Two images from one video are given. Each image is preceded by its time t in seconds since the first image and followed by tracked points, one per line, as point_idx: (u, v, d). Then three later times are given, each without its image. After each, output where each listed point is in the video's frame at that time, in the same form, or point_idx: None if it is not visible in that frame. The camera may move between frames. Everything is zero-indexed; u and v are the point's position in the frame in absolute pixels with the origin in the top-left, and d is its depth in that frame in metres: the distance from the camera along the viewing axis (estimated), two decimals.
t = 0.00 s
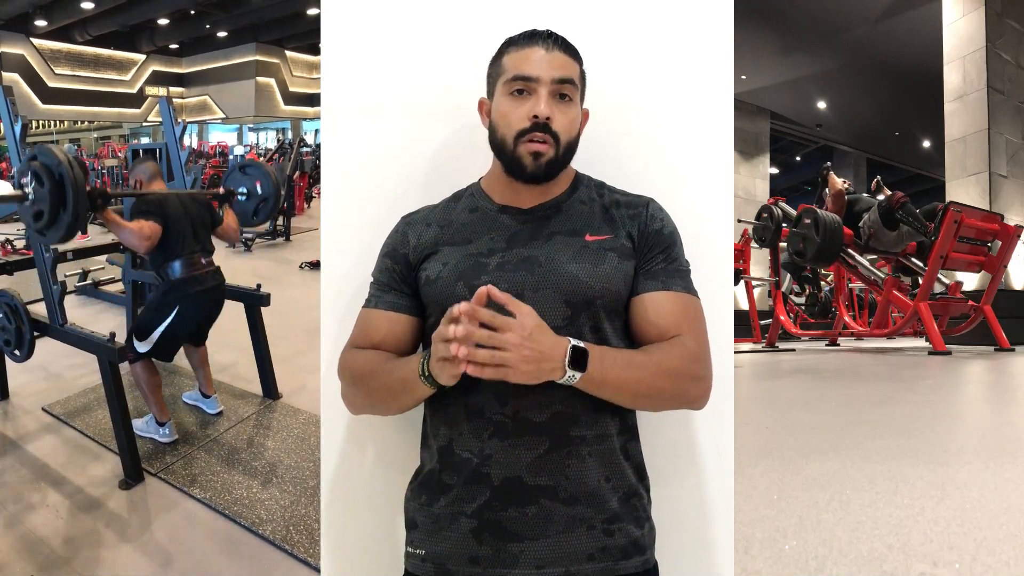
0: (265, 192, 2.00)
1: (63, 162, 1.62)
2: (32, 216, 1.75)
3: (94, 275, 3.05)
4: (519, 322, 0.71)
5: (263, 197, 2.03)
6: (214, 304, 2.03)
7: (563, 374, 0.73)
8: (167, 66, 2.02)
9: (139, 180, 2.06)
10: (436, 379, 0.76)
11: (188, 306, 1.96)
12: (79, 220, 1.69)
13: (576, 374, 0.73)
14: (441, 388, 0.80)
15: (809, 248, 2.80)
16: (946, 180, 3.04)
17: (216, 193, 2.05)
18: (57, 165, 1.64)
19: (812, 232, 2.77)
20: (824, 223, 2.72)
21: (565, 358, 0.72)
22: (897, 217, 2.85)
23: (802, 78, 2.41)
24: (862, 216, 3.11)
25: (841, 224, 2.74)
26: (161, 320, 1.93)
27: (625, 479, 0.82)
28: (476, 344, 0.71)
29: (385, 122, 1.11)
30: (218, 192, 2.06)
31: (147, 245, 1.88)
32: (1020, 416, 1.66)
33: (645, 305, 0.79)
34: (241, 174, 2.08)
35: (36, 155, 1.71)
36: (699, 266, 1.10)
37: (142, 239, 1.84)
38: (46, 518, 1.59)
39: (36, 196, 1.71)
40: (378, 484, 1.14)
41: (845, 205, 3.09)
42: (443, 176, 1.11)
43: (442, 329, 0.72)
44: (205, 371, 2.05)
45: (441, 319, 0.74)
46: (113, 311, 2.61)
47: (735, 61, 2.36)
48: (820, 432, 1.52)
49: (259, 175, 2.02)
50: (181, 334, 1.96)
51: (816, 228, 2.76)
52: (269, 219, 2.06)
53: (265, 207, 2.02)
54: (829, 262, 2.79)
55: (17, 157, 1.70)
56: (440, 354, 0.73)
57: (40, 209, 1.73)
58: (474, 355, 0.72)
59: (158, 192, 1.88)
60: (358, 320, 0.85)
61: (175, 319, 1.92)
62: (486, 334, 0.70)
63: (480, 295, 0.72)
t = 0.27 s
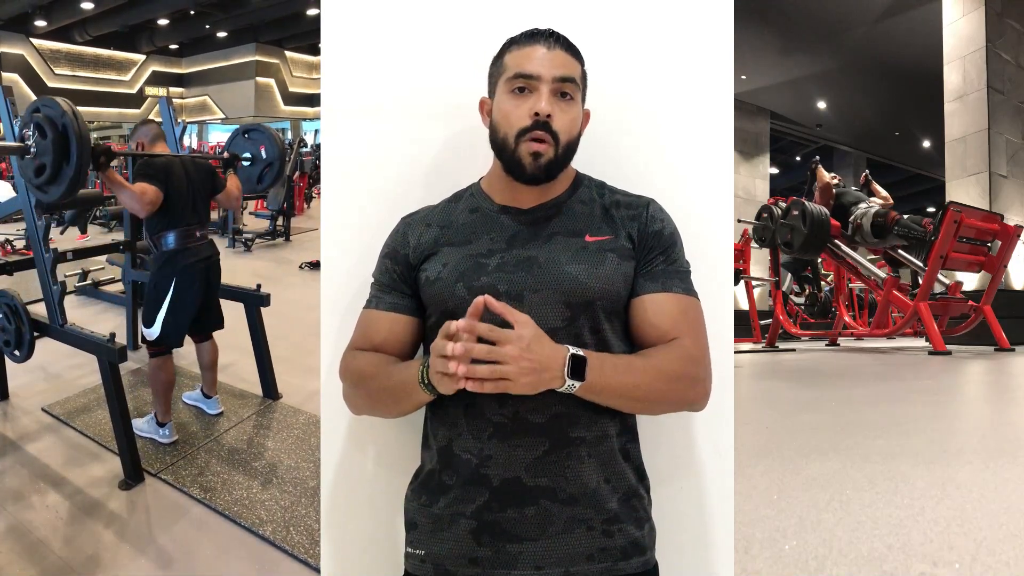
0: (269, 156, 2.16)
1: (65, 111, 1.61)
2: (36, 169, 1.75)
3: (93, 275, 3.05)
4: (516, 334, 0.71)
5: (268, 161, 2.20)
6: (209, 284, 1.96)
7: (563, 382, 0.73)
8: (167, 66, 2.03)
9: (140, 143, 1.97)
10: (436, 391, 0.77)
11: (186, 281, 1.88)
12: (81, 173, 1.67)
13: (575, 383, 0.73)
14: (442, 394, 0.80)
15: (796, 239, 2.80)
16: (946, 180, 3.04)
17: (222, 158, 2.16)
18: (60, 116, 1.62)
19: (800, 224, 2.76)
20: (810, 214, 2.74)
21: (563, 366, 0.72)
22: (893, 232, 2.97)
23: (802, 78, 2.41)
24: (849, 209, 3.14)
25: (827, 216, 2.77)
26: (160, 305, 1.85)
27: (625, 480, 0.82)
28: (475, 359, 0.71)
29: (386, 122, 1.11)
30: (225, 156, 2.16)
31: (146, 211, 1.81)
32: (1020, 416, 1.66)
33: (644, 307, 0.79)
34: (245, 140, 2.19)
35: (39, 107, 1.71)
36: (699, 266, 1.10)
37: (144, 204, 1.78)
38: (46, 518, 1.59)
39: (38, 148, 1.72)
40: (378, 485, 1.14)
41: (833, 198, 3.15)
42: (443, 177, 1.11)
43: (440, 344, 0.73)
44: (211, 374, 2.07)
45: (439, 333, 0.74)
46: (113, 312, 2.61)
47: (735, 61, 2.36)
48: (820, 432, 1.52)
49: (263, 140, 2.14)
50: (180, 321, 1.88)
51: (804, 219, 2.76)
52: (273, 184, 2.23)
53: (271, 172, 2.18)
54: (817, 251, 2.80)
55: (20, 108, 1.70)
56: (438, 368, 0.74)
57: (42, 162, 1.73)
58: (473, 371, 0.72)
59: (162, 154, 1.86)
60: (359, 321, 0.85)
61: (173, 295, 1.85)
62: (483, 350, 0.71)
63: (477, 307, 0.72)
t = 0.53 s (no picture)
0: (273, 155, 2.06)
1: (70, 118, 1.59)
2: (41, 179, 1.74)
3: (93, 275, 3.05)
4: (521, 332, 0.71)
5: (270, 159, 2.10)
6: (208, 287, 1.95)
7: (566, 382, 0.73)
8: (166, 65, 2.05)
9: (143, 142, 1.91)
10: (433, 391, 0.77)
11: (184, 280, 1.87)
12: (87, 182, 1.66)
13: (578, 384, 0.73)
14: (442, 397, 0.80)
15: (797, 239, 2.79)
16: (946, 180, 3.04)
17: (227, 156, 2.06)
18: (66, 123, 1.62)
19: (801, 225, 2.73)
20: (811, 215, 2.72)
21: (567, 366, 0.72)
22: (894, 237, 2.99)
23: (802, 78, 2.40)
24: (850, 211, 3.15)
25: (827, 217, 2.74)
26: (159, 304, 1.85)
27: (625, 480, 0.82)
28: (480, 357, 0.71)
29: (386, 122, 1.11)
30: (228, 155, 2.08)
31: (151, 213, 1.80)
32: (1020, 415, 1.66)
33: (645, 308, 0.79)
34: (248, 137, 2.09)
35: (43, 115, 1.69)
36: (699, 266, 1.10)
37: (148, 207, 1.77)
38: (46, 517, 1.59)
39: (43, 156, 1.70)
40: (377, 485, 1.14)
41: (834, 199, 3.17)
42: (442, 176, 1.11)
43: (445, 341, 0.73)
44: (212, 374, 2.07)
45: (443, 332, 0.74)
46: (112, 311, 2.61)
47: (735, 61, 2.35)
48: (820, 432, 1.52)
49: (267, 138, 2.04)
50: (178, 320, 1.87)
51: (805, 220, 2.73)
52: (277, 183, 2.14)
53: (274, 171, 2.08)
54: (819, 251, 2.76)
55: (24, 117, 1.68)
56: (442, 366, 0.73)
57: (47, 169, 1.72)
58: (477, 369, 0.72)
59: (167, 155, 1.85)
60: (359, 322, 0.84)
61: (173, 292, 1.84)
62: (489, 347, 0.71)
63: (482, 306, 0.73)
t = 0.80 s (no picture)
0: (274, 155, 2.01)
1: (70, 122, 1.57)
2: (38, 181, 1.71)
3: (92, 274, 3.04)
4: (533, 341, 0.70)
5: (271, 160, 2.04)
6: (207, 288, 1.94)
7: (578, 388, 0.73)
8: (165, 65, 2.20)
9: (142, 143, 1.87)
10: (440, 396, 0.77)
11: (184, 280, 1.86)
12: (88, 185, 1.64)
13: (590, 391, 0.73)
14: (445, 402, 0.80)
15: (796, 239, 2.79)
16: (946, 180, 3.04)
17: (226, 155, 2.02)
18: (66, 126, 1.59)
19: (800, 225, 2.73)
20: (812, 215, 2.72)
21: (579, 372, 0.72)
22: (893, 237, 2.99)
23: (802, 78, 2.41)
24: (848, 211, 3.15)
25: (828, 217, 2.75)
26: (157, 305, 1.84)
27: (625, 481, 0.82)
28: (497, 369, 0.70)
29: (386, 122, 1.11)
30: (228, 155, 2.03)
31: (152, 214, 1.78)
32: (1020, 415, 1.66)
33: (649, 310, 0.79)
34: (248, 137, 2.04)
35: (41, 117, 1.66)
36: (699, 266, 1.10)
37: (150, 208, 1.76)
38: (44, 517, 1.59)
39: (43, 160, 1.66)
40: (376, 487, 1.14)
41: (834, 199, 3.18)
42: (442, 176, 1.10)
43: (456, 353, 0.72)
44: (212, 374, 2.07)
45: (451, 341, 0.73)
46: (110, 311, 2.60)
47: (735, 61, 2.36)
48: (819, 433, 1.52)
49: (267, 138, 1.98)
50: (178, 320, 1.86)
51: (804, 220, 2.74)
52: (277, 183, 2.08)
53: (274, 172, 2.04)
54: (819, 251, 2.76)
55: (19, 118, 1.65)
56: (453, 377, 0.73)
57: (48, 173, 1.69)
58: (493, 380, 0.71)
59: (168, 154, 1.84)
60: (358, 324, 0.84)
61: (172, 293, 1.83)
62: (504, 358, 0.70)
63: (489, 316, 0.71)
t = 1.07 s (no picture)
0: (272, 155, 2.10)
1: (65, 124, 1.62)
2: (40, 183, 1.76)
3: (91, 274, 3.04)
4: (556, 349, 0.70)
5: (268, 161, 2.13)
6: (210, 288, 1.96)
7: (598, 393, 0.73)
8: (164, 64, 2.05)
9: (140, 147, 1.95)
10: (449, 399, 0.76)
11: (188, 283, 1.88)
12: (83, 186, 1.68)
13: (609, 396, 0.74)
14: (451, 407, 0.80)
15: (796, 240, 2.80)
16: (946, 180, 3.04)
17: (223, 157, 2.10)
18: (61, 127, 1.64)
19: (800, 225, 2.75)
20: (812, 215, 2.74)
21: (599, 376, 0.73)
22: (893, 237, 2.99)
23: (802, 78, 2.41)
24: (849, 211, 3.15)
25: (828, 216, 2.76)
26: (159, 308, 1.85)
27: (625, 482, 0.82)
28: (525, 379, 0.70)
29: (386, 122, 1.11)
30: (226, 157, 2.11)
31: (147, 219, 1.81)
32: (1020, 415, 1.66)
33: (655, 314, 0.80)
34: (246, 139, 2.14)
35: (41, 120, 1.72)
36: (699, 266, 1.10)
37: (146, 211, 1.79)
38: (43, 516, 1.59)
39: (41, 160, 1.73)
40: (377, 487, 1.14)
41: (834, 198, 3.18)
42: (442, 176, 1.10)
43: (478, 365, 0.71)
44: (209, 372, 2.07)
45: (467, 351, 0.72)
46: (110, 310, 2.60)
47: (736, 61, 2.36)
48: (820, 433, 1.52)
49: (265, 139, 2.08)
50: (179, 324, 1.88)
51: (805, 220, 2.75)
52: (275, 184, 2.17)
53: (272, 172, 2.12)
54: (819, 252, 2.78)
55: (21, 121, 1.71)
56: (476, 387, 0.72)
57: (45, 174, 1.74)
58: (521, 390, 0.71)
59: (163, 158, 1.86)
60: (358, 324, 0.84)
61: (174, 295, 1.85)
62: (531, 368, 0.70)
63: (508, 326, 0.70)
